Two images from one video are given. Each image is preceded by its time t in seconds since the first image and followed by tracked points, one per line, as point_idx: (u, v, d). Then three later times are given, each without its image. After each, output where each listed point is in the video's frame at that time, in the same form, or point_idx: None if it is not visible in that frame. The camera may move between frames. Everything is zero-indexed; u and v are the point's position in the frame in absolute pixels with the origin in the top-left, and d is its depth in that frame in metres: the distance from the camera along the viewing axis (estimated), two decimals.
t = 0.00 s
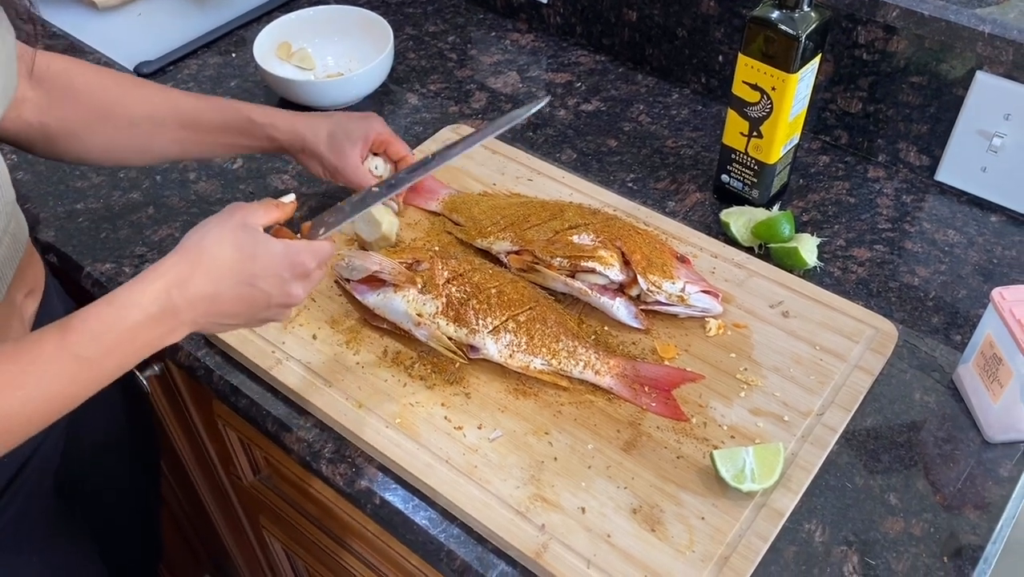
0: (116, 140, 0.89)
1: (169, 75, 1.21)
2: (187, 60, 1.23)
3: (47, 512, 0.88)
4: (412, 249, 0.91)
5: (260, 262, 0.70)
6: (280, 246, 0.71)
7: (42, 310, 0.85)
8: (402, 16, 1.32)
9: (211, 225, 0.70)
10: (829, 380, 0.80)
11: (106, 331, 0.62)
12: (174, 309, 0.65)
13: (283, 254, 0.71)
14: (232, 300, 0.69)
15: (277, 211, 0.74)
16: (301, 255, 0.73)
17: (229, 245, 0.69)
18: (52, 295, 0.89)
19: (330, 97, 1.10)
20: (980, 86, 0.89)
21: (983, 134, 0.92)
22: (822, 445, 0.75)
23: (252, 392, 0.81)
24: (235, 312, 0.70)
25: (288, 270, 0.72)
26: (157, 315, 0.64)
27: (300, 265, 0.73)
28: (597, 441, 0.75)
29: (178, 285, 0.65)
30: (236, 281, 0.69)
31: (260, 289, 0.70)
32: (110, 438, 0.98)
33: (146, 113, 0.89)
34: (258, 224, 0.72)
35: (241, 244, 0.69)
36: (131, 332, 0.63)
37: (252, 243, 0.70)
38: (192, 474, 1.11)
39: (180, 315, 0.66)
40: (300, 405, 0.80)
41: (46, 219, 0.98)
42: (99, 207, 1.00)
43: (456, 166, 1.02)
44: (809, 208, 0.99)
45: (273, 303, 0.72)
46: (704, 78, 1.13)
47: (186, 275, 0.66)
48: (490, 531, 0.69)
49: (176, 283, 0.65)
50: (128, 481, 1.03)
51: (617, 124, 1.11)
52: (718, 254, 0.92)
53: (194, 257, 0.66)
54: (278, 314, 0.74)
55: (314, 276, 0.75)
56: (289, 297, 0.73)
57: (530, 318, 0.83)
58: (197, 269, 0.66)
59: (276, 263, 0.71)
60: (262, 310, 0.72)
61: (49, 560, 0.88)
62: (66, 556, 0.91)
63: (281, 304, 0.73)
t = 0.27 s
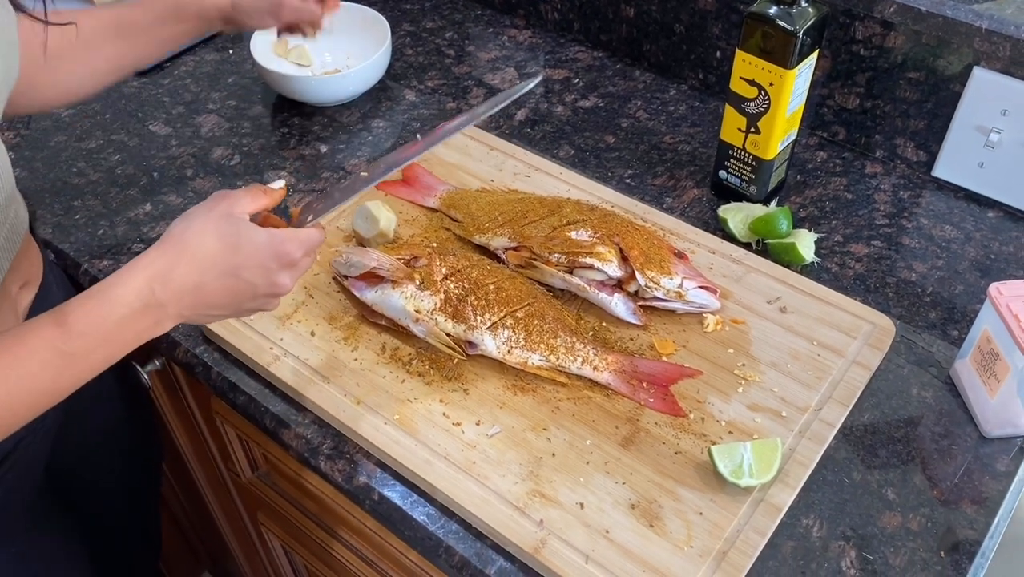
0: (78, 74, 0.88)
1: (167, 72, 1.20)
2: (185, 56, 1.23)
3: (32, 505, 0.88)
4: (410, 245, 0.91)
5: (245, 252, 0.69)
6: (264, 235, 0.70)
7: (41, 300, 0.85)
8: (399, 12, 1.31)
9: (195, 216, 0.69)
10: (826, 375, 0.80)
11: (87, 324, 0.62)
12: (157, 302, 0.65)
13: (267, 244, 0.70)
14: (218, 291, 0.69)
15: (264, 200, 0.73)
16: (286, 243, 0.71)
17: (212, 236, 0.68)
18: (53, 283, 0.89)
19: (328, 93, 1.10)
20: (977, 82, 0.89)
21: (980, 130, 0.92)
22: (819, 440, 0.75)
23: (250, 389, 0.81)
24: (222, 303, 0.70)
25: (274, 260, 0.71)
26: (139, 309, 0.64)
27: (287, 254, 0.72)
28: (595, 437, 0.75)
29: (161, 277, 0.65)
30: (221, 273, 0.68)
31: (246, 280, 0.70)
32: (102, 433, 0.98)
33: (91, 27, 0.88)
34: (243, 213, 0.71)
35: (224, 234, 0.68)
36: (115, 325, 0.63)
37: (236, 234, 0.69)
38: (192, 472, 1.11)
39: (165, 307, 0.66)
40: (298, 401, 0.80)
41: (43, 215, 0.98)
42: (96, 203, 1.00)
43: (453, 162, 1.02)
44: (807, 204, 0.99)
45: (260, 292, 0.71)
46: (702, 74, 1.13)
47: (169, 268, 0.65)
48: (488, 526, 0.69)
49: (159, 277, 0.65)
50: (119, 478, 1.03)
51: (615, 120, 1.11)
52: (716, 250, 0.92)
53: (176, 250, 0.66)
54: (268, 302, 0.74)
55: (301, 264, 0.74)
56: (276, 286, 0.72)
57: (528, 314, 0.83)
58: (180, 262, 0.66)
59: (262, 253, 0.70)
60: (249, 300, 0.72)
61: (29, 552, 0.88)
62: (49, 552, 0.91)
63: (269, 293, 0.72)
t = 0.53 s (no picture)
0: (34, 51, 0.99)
1: (165, 70, 1.20)
2: (182, 54, 1.23)
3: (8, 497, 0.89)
4: (409, 244, 0.90)
5: (217, 271, 0.69)
6: (239, 251, 0.69)
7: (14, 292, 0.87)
8: (398, 10, 1.31)
9: (173, 230, 0.69)
10: (825, 373, 0.80)
11: (54, 336, 0.64)
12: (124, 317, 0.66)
13: (241, 261, 0.69)
14: (189, 307, 0.69)
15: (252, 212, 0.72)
16: (262, 261, 0.70)
17: (185, 251, 0.68)
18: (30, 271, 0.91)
19: (325, 91, 1.10)
20: (976, 79, 0.89)
21: (980, 127, 0.92)
22: (819, 438, 0.75)
23: (249, 387, 0.81)
24: (195, 317, 0.71)
25: (249, 280, 0.70)
26: (105, 323, 0.65)
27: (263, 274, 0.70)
28: (594, 435, 0.75)
29: (130, 293, 0.66)
30: (191, 289, 0.68)
31: (218, 296, 0.70)
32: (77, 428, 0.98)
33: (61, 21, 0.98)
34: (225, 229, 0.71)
35: (197, 251, 0.68)
36: (84, 339, 0.65)
37: (210, 249, 0.68)
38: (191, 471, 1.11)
39: (132, 321, 0.67)
40: (297, 399, 0.80)
41: (41, 213, 0.98)
42: (94, 201, 1.00)
43: (452, 160, 1.02)
44: (805, 201, 0.99)
45: (234, 309, 0.71)
46: (701, 71, 1.12)
47: (138, 284, 0.66)
48: (488, 525, 0.69)
49: (127, 293, 0.66)
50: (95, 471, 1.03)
51: (613, 118, 1.11)
52: (715, 247, 0.92)
53: (146, 266, 0.67)
54: (245, 318, 0.74)
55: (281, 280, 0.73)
56: (250, 304, 0.72)
57: (527, 313, 0.83)
58: (151, 278, 0.67)
59: (235, 273, 0.69)
60: (225, 314, 0.72)
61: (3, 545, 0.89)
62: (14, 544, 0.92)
63: (245, 310, 0.72)
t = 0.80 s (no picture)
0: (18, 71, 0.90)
1: (163, 68, 1.20)
2: (180, 52, 1.22)
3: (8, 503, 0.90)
4: (408, 242, 0.90)
5: (159, 308, 0.67)
6: (183, 289, 0.67)
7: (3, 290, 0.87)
8: (396, 7, 1.31)
9: (124, 262, 0.68)
10: (826, 372, 0.80)
11: None
12: (60, 346, 0.65)
13: (184, 299, 0.67)
14: (130, 343, 0.67)
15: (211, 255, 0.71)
16: (208, 303, 0.68)
17: (129, 285, 0.67)
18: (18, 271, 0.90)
19: (324, 89, 1.09)
20: (976, 77, 0.89)
21: (980, 125, 0.92)
22: (819, 437, 0.75)
23: (247, 386, 0.81)
24: (139, 355, 0.69)
25: (193, 322, 0.68)
26: (38, 350, 0.64)
27: (208, 316, 0.68)
28: (594, 434, 0.75)
29: (66, 322, 0.65)
30: (129, 324, 0.66)
31: (157, 335, 0.68)
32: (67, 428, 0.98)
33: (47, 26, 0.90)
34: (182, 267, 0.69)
35: (143, 285, 0.67)
36: (11, 367, 0.63)
37: (153, 284, 0.67)
38: (191, 471, 1.11)
39: (69, 351, 0.65)
40: (296, 398, 0.79)
41: (39, 212, 0.98)
42: (92, 201, 0.99)
43: (451, 157, 1.02)
44: (806, 199, 0.99)
45: (176, 351, 0.69)
46: (701, 69, 1.12)
47: (75, 314, 0.65)
48: (487, 525, 0.69)
49: (62, 321, 0.65)
50: (89, 470, 1.03)
51: (613, 115, 1.11)
52: (714, 246, 0.91)
53: (90, 295, 0.66)
54: (191, 363, 0.71)
55: (229, 326, 0.70)
56: (194, 348, 0.69)
57: (527, 311, 0.83)
58: (89, 308, 0.65)
59: (178, 311, 0.67)
60: (166, 356, 0.70)
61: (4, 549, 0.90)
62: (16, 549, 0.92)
63: (190, 353, 0.70)
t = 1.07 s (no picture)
0: (46, 117, 0.87)
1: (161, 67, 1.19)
2: (178, 51, 1.22)
3: None
4: (407, 242, 0.90)
5: (115, 323, 0.66)
6: (144, 304, 0.66)
7: None
8: (395, 6, 1.30)
9: (86, 276, 0.67)
10: (827, 373, 0.79)
11: None
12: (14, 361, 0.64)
13: (145, 314, 0.66)
14: (87, 361, 0.66)
15: (175, 272, 0.69)
16: (166, 318, 0.66)
17: (88, 300, 0.66)
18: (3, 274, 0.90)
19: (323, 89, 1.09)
20: (977, 76, 0.89)
21: (981, 124, 0.91)
22: (821, 438, 0.74)
23: (246, 388, 0.81)
24: (99, 373, 0.68)
25: (150, 338, 0.67)
26: None
27: (167, 332, 0.67)
28: (595, 436, 0.75)
29: (20, 336, 0.64)
30: (86, 340, 0.65)
31: (117, 351, 0.67)
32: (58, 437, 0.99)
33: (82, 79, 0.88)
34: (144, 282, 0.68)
35: (100, 299, 0.66)
36: None
37: (112, 298, 0.66)
38: (190, 472, 1.11)
39: (24, 366, 0.65)
40: (295, 400, 0.79)
41: (37, 213, 0.97)
42: (90, 201, 0.99)
43: (450, 157, 1.02)
44: (806, 199, 0.98)
45: (136, 370, 0.68)
46: (701, 68, 1.12)
47: (29, 328, 0.64)
48: (487, 527, 0.69)
49: (15, 335, 0.64)
50: (87, 470, 1.05)
51: (613, 114, 1.10)
52: (715, 246, 0.91)
53: (46, 310, 0.65)
54: (155, 383, 0.70)
55: (195, 343, 0.69)
56: (155, 367, 0.68)
57: (526, 312, 0.82)
58: (46, 322, 0.65)
59: (135, 326, 0.66)
60: (129, 376, 0.69)
61: None
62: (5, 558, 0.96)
63: (152, 372, 0.69)
